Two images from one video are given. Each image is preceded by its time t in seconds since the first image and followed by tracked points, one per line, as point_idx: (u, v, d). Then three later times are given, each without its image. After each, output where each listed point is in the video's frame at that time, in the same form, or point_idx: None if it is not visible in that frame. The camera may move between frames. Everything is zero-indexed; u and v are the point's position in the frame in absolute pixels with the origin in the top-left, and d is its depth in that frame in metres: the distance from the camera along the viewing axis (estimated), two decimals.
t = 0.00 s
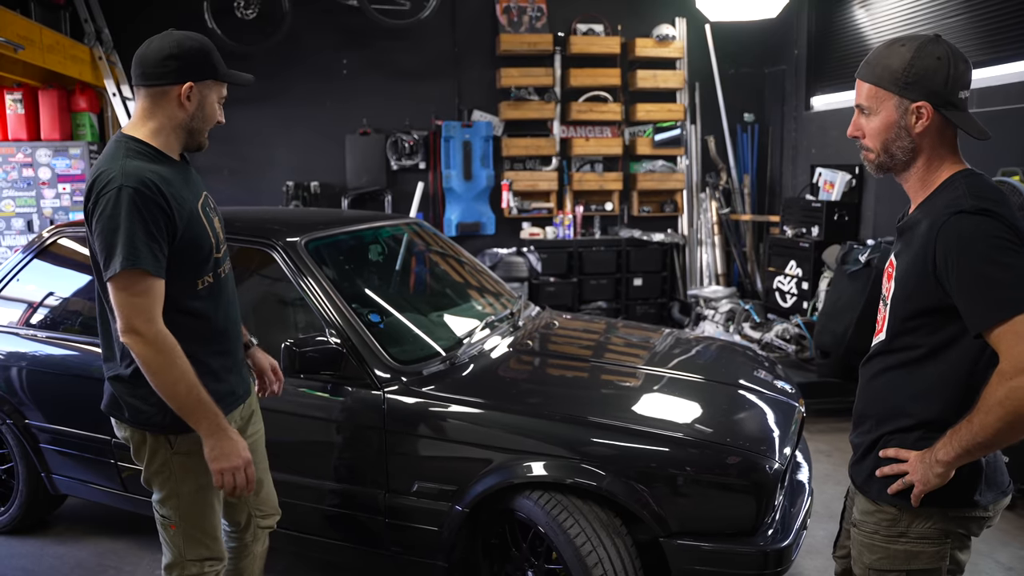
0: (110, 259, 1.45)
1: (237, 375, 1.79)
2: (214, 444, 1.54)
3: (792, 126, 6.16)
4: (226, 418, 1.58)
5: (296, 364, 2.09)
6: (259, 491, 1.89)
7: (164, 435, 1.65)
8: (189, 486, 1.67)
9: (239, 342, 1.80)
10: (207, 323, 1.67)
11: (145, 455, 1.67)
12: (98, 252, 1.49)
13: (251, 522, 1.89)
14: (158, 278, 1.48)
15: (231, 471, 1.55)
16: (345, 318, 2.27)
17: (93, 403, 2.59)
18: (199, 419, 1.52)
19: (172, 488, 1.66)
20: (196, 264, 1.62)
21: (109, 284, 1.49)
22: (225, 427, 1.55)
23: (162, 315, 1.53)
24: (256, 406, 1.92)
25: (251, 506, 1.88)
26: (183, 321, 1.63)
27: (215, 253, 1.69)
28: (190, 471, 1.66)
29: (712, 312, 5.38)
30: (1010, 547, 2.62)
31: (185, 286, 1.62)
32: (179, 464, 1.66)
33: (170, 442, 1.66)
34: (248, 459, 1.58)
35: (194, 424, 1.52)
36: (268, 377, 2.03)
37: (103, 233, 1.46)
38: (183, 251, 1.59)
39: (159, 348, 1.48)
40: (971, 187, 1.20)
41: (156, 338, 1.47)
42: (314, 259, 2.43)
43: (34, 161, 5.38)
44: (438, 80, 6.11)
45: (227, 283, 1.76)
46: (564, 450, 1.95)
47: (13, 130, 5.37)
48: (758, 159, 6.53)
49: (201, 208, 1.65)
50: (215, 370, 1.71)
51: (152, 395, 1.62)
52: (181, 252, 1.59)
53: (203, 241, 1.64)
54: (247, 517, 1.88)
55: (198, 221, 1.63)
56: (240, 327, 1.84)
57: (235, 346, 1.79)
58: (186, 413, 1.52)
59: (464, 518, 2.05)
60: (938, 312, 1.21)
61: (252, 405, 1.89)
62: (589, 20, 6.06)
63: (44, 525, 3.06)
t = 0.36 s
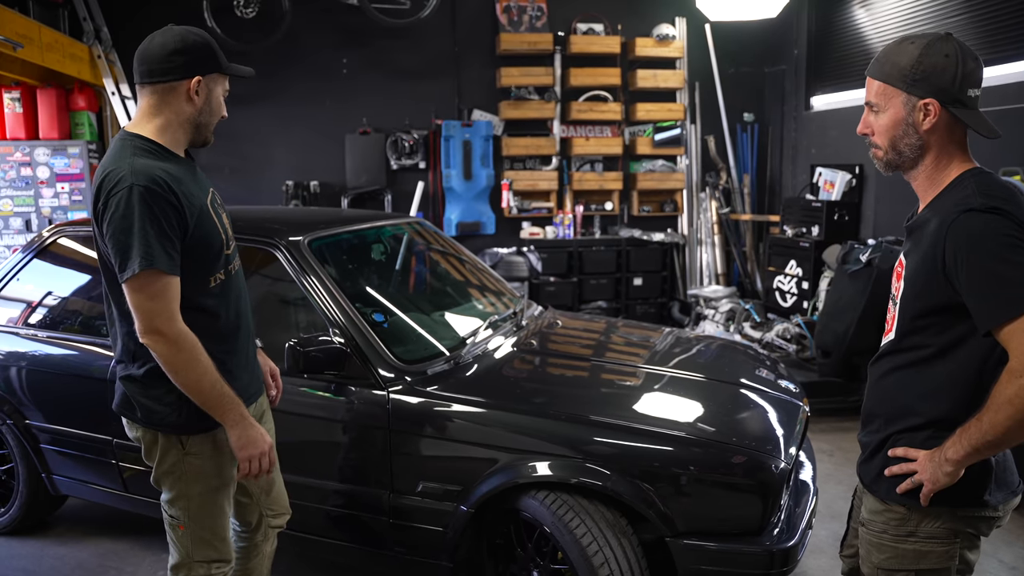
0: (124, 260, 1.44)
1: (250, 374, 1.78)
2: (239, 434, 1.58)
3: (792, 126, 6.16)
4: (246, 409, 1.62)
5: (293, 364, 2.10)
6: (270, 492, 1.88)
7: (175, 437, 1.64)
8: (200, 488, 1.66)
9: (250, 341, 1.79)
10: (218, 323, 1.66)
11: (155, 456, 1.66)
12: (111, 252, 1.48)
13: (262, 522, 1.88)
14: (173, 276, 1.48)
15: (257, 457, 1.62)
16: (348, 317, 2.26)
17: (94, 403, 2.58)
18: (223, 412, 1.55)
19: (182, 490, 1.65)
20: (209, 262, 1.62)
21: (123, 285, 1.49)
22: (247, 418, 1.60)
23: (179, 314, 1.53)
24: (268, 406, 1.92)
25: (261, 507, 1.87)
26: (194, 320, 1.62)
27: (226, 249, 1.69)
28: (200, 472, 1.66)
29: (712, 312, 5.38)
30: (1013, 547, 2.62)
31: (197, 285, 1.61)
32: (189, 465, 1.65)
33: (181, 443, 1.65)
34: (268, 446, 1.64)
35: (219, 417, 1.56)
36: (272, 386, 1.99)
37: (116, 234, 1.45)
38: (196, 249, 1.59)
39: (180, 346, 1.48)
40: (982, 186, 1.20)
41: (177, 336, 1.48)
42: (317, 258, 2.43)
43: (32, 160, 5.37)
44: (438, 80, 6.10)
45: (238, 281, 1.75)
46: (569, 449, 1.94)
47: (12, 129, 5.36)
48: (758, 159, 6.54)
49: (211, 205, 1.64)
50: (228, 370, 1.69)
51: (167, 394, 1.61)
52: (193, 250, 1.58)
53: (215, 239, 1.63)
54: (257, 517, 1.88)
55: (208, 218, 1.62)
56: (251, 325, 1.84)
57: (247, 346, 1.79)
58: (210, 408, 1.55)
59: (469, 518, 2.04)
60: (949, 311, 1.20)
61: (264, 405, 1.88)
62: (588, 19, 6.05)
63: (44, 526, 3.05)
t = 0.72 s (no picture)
0: (119, 261, 1.44)
1: (253, 374, 1.78)
2: (227, 442, 1.57)
3: (791, 126, 6.16)
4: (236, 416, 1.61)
5: (291, 364, 2.10)
6: (275, 493, 1.88)
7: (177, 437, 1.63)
8: (203, 489, 1.65)
9: (253, 340, 1.79)
10: (219, 323, 1.66)
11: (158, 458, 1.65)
12: (107, 253, 1.47)
13: (267, 524, 1.88)
14: (168, 277, 1.47)
15: (242, 468, 1.61)
16: (346, 317, 2.26)
17: (91, 404, 2.57)
18: (214, 419, 1.55)
19: (185, 491, 1.65)
20: (208, 263, 1.61)
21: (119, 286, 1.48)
22: (237, 427, 1.60)
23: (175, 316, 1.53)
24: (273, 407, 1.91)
25: (266, 509, 1.87)
26: (193, 319, 1.61)
27: (227, 252, 1.68)
28: (204, 474, 1.65)
29: (711, 312, 5.38)
30: (1012, 546, 2.62)
31: (196, 285, 1.60)
32: (193, 467, 1.64)
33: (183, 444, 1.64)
34: (256, 456, 1.63)
35: (209, 423, 1.55)
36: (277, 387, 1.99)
37: (111, 234, 1.45)
38: (194, 249, 1.58)
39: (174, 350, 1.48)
40: (980, 185, 1.20)
41: (171, 339, 1.47)
42: (314, 258, 2.42)
43: (29, 160, 5.35)
44: (435, 79, 6.10)
45: (241, 282, 1.74)
46: (568, 450, 1.94)
47: (9, 129, 5.34)
48: (756, 159, 6.54)
49: (211, 206, 1.64)
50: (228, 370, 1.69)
51: (166, 394, 1.60)
52: (191, 250, 1.57)
53: (214, 239, 1.62)
54: (262, 519, 1.87)
55: (208, 220, 1.61)
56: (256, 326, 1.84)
57: (251, 347, 1.78)
58: (201, 414, 1.54)
59: (466, 518, 2.04)
60: (946, 309, 1.21)
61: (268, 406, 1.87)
62: (587, 19, 6.05)
63: (41, 527, 3.04)
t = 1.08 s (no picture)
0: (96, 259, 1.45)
1: (246, 376, 1.79)
2: (205, 446, 1.53)
3: (786, 126, 6.17)
4: (216, 420, 1.57)
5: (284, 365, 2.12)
6: (285, 492, 1.89)
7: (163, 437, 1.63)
8: (190, 489, 1.65)
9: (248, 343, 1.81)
10: (205, 325, 1.66)
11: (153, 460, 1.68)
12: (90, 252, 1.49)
13: (283, 523, 1.90)
14: (145, 277, 1.47)
15: (221, 472, 1.56)
16: (336, 318, 2.26)
17: (83, 405, 2.56)
18: (190, 420, 1.51)
19: (174, 490, 1.65)
20: (193, 266, 1.61)
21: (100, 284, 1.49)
22: (216, 430, 1.55)
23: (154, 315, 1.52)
24: (278, 410, 1.92)
25: (280, 508, 1.89)
26: (178, 322, 1.62)
27: (217, 255, 1.67)
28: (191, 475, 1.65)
29: (705, 312, 5.38)
30: (1002, 546, 2.63)
31: (182, 287, 1.61)
32: (181, 469, 1.64)
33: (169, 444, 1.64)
34: (237, 460, 1.58)
35: (185, 423, 1.52)
36: (286, 391, 2.01)
37: (91, 233, 1.47)
38: (179, 251, 1.58)
39: (152, 351, 1.47)
40: (959, 186, 1.21)
41: (149, 339, 1.47)
42: (304, 259, 2.42)
43: (24, 161, 5.34)
44: (431, 80, 6.10)
45: (234, 286, 1.75)
46: (559, 450, 1.94)
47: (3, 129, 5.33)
48: (750, 159, 6.55)
49: (200, 209, 1.64)
50: (217, 372, 1.70)
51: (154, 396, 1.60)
52: (174, 252, 1.58)
53: (200, 242, 1.62)
54: (277, 518, 1.89)
55: (195, 222, 1.61)
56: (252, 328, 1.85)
57: (246, 348, 1.79)
58: (176, 413, 1.51)
59: (456, 519, 2.04)
60: (927, 309, 1.22)
61: (269, 408, 1.88)
62: (581, 20, 6.05)
63: (33, 528, 3.03)
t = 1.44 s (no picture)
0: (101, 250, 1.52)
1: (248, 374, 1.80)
2: (177, 438, 1.60)
3: (779, 126, 6.18)
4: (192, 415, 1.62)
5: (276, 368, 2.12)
6: (274, 499, 1.93)
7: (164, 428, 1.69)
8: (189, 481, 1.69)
9: (255, 343, 1.83)
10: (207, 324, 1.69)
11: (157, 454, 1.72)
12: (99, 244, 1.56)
13: (269, 530, 1.94)
14: (143, 271, 1.53)
15: (187, 466, 1.62)
16: (323, 318, 2.25)
17: (73, 405, 2.56)
18: (168, 410, 1.58)
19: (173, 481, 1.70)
20: (198, 263, 1.65)
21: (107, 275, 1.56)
22: (193, 424, 1.62)
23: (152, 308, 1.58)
24: (279, 417, 1.97)
25: (268, 514, 1.93)
26: (182, 318, 1.66)
27: (225, 254, 1.71)
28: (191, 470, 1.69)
29: (699, 312, 5.39)
30: (990, 545, 2.63)
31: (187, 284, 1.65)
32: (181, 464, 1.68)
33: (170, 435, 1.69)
34: (205, 458, 1.63)
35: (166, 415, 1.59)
36: (291, 399, 2.02)
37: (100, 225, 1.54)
38: (184, 248, 1.62)
39: (141, 343, 1.53)
40: (934, 186, 1.21)
41: (140, 332, 1.53)
42: (293, 259, 2.42)
43: (17, 161, 5.34)
44: (425, 80, 6.10)
45: (242, 288, 1.77)
46: (549, 451, 1.94)
47: None
48: (745, 159, 6.56)
49: (210, 209, 1.68)
50: (222, 370, 1.73)
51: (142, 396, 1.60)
52: (179, 249, 1.62)
53: (206, 240, 1.66)
54: (264, 525, 1.93)
55: (202, 220, 1.66)
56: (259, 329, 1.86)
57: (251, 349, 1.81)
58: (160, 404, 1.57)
59: (442, 518, 2.04)
60: (904, 309, 1.22)
61: (270, 414, 1.92)
62: (575, 20, 6.05)
63: (24, 528, 3.03)
